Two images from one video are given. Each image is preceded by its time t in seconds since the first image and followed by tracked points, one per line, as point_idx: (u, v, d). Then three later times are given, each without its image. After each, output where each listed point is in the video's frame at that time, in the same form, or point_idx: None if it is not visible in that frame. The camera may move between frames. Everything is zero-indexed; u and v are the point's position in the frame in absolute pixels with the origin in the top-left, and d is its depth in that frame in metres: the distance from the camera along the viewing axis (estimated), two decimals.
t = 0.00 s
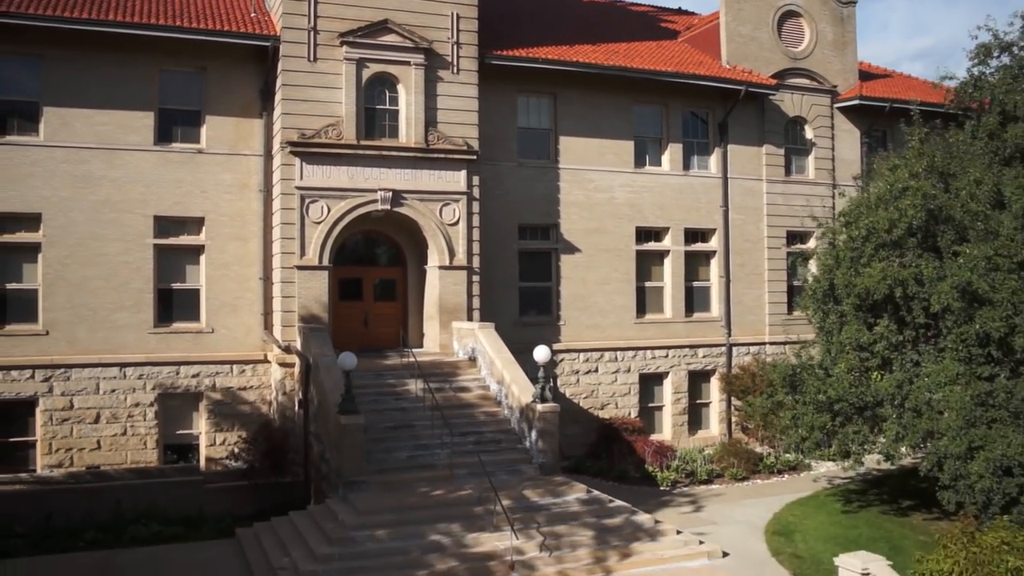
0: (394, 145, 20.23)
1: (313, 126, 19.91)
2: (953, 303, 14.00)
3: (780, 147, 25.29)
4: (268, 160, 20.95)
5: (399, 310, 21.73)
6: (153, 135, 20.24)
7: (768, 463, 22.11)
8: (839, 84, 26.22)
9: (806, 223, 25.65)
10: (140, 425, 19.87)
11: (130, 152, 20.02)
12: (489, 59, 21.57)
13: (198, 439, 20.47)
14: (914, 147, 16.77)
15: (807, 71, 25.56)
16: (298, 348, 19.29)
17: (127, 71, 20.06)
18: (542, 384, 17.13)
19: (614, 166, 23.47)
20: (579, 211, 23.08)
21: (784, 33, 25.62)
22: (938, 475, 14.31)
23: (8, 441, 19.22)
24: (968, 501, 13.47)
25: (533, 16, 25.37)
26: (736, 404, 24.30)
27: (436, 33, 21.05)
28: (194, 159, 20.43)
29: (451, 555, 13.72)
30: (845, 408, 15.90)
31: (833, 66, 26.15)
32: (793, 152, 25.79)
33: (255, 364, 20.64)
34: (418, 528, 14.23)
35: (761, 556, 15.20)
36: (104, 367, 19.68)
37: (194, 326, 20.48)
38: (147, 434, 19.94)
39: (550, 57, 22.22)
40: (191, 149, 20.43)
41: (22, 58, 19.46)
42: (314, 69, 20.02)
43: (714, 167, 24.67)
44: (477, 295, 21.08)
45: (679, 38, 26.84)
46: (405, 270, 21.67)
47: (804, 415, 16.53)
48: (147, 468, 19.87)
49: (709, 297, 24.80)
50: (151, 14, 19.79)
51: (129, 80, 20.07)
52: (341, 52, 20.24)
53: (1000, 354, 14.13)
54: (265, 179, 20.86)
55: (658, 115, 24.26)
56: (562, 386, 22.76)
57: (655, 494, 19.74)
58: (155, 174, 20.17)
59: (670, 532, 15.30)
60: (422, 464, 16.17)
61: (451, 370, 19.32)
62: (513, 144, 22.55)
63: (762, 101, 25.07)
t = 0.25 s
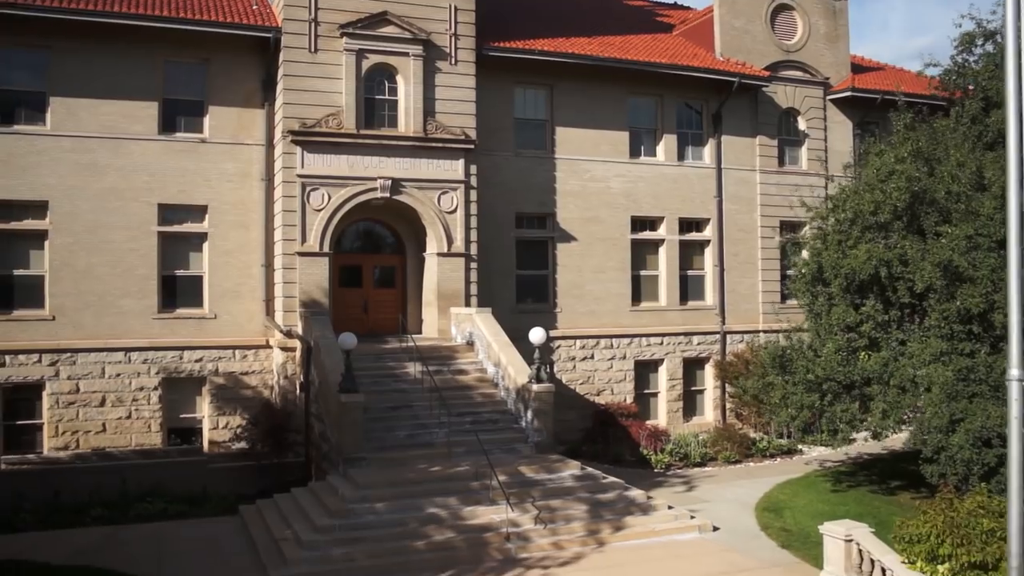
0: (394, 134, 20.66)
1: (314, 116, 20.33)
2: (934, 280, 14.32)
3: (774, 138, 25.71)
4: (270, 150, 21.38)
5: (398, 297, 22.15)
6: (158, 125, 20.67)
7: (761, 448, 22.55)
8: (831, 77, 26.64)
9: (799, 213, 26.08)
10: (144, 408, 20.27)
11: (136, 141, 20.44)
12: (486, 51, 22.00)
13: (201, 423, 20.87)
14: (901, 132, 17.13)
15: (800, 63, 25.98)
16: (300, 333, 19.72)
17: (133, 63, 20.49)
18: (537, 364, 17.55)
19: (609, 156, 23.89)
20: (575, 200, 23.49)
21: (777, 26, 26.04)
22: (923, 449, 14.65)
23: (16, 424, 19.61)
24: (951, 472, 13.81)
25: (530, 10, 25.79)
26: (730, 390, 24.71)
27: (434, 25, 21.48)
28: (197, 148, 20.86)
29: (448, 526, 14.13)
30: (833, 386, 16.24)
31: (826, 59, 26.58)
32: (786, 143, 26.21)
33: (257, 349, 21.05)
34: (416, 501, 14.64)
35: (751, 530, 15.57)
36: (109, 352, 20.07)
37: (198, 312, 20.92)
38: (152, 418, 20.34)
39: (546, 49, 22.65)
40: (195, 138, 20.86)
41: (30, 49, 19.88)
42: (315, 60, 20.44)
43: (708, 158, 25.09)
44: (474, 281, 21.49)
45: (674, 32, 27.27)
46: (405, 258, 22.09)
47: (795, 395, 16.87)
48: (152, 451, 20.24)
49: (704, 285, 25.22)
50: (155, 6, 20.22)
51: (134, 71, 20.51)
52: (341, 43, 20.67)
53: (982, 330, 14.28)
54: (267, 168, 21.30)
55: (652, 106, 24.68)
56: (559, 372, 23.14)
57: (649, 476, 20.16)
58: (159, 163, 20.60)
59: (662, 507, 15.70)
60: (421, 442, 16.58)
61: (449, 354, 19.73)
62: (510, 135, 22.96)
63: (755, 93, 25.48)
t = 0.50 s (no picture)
0: (392, 124, 21.08)
1: (314, 106, 20.73)
2: (917, 260, 14.69)
3: (766, 130, 26.13)
4: (271, 140, 21.80)
5: (397, 285, 22.56)
6: (161, 115, 21.09)
7: (753, 432, 23.01)
8: (824, 70, 27.06)
9: (792, 204, 26.51)
10: (148, 392, 20.70)
11: (139, 131, 20.86)
12: (483, 43, 22.43)
13: (204, 407, 21.30)
14: (888, 118, 17.49)
15: (792, 56, 26.39)
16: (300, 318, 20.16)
17: (136, 54, 20.91)
18: (532, 347, 17.96)
19: (604, 147, 24.31)
20: (571, 190, 23.91)
21: (770, 20, 26.46)
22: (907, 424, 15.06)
23: (22, 407, 20.04)
24: (933, 446, 14.22)
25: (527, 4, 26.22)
26: (724, 377, 25.12)
27: (432, 17, 21.89)
28: (199, 138, 21.27)
29: (444, 500, 14.52)
30: (821, 366, 16.65)
31: (818, 52, 27.00)
32: (779, 135, 26.65)
33: (258, 335, 21.48)
34: (414, 476, 15.04)
35: (740, 505, 15.94)
36: (114, 337, 20.49)
37: (200, 298, 21.33)
38: (155, 401, 20.76)
39: (542, 41, 23.07)
40: (197, 128, 21.28)
41: (35, 41, 20.28)
42: (315, 51, 20.83)
43: (702, 149, 25.51)
44: (472, 269, 21.91)
45: (669, 26, 27.69)
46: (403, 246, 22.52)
47: (784, 376, 17.25)
48: (156, 434, 20.67)
49: (698, 275, 25.63)
50: None
51: (138, 62, 20.92)
52: (341, 35, 21.07)
53: (962, 308, 14.65)
54: (268, 157, 21.72)
55: (647, 99, 25.09)
56: (555, 359, 23.56)
57: (643, 458, 20.57)
58: (163, 152, 21.01)
59: (654, 483, 16.10)
60: (418, 421, 16.98)
61: (447, 339, 20.14)
62: (506, 126, 23.38)
63: (748, 86, 25.90)
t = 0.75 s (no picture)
0: (392, 115, 21.50)
1: (315, 96, 21.14)
2: (902, 243, 15.14)
3: (761, 123, 26.54)
4: (273, 130, 22.23)
5: (396, 273, 22.99)
6: (165, 105, 21.52)
7: (746, 418, 23.45)
8: (817, 64, 27.48)
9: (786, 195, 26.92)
10: (152, 377, 21.12)
11: (144, 121, 21.28)
12: (482, 36, 22.85)
13: (207, 392, 21.73)
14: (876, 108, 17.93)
15: (786, 50, 26.81)
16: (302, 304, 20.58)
17: (141, 45, 21.35)
18: (528, 330, 18.38)
19: (601, 139, 24.73)
20: (568, 181, 24.32)
21: (764, 15, 26.90)
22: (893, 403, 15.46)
23: (29, 391, 20.47)
24: (917, 422, 14.63)
25: None
26: (719, 365, 25.52)
27: (431, 10, 22.31)
28: (203, 128, 21.70)
29: (442, 475, 14.92)
30: (811, 348, 17.04)
31: (812, 47, 27.41)
32: (773, 128, 27.07)
33: (260, 321, 21.90)
34: (412, 452, 15.46)
35: (730, 483, 16.35)
36: (119, 322, 20.89)
37: (203, 285, 21.76)
38: (159, 385, 21.19)
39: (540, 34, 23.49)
40: (201, 118, 21.71)
41: (43, 32, 20.71)
42: (316, 43, 21.24)
43: (697, 141, 25.92)
44: (470, 257, 22.32)
45: (665, 20, 28.11)
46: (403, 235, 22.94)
47: (774, 357, 17.65)
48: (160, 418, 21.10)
49: (693, 265, 26.04)
50: None
51: (143, 54, 21.35)
52: (342, 28, 21.49)
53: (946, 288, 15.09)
54: (270, 147, 22.15)
55: (643, 91, 25.50)
56: (552, 346, 23.95)
57: (638, 442, 20.98)
58: (167, 141, 21.44)
59: (647, 462, 16.50)
60: (417, 402, 17.39)
61: (445, 324, 20.57)
62: (504, 117, 23.81)
63: (743, 79, 26.32)
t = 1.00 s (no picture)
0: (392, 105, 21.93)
1: (316, 88, 21.56)
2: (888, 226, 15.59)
3: (754, 116, 26.96)
4: (275, 121, 22.66)
5: (395, 261, 23.42)
6: (169, 97, 21.94)
7: (739, 404, 23.89)
8: (811, 58, 27.93)
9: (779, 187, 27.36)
10: (156, 362, 21.54)
11: (149, 112, 21.71)
12: (479, 29, 23.28)
13: (209, 377, 22.16)
14: (864, 98, 18.37)
15: (780, 44, 27.22)
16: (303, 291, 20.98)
17: (146, 38, 21.78)
18: (525, 314, 18.81)
19: (597, 131, 25.16)
20: (564, 171, 24.75)
21: (758, 9, 27.34)
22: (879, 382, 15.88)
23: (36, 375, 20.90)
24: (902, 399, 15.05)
25: None
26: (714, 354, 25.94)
27: (430, 4, 22.74)
28: (206, 119, 22.13)
29: (439, 452, 15.33)
30: (800, 332, 17.46)
31: (805, 41, 27.86)
32: (767, 121, 27.50)
33: (262, 308, 22.33)
34: (410, 430, 15.87)
35: (720, 461, 16.76)
36: (124, 309, 21.33)
37: (206, 273, 22.19)
38: (163, 370, 21.63)
39: (536, 28, 23.91)
40: (205, 109, 22.14)
41: (49, 25, 21.15)
42: (317, 36, 21.66)
43: (691, 134, 26.34)
44: (468, 246, 22.75)
45: (660, 15, 28.54)
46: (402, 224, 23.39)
47: (765, 341, 18.08)
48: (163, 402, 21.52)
49: (688, 255, 26.46)
50: None
51: (147, 46, 21.79)
52: (343, 21, 21.91)
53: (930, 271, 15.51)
54: (272, 138, 22.58)
55: (638, 84, 25.92)
56: (549, 335, 24.36)
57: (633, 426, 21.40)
58: (171, 132, 21.87)
59: (639, 441, 16.92)
60: (415, 383, 17.81)
61: (443, 310, 21.01)
62: (501, 109, 24.24)
63: (737, 72, 26.74)
